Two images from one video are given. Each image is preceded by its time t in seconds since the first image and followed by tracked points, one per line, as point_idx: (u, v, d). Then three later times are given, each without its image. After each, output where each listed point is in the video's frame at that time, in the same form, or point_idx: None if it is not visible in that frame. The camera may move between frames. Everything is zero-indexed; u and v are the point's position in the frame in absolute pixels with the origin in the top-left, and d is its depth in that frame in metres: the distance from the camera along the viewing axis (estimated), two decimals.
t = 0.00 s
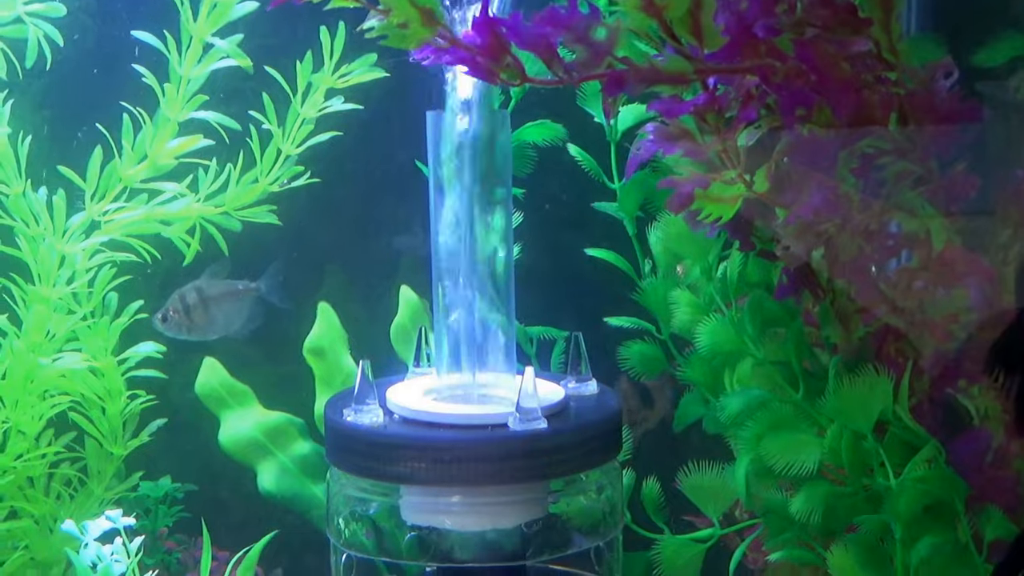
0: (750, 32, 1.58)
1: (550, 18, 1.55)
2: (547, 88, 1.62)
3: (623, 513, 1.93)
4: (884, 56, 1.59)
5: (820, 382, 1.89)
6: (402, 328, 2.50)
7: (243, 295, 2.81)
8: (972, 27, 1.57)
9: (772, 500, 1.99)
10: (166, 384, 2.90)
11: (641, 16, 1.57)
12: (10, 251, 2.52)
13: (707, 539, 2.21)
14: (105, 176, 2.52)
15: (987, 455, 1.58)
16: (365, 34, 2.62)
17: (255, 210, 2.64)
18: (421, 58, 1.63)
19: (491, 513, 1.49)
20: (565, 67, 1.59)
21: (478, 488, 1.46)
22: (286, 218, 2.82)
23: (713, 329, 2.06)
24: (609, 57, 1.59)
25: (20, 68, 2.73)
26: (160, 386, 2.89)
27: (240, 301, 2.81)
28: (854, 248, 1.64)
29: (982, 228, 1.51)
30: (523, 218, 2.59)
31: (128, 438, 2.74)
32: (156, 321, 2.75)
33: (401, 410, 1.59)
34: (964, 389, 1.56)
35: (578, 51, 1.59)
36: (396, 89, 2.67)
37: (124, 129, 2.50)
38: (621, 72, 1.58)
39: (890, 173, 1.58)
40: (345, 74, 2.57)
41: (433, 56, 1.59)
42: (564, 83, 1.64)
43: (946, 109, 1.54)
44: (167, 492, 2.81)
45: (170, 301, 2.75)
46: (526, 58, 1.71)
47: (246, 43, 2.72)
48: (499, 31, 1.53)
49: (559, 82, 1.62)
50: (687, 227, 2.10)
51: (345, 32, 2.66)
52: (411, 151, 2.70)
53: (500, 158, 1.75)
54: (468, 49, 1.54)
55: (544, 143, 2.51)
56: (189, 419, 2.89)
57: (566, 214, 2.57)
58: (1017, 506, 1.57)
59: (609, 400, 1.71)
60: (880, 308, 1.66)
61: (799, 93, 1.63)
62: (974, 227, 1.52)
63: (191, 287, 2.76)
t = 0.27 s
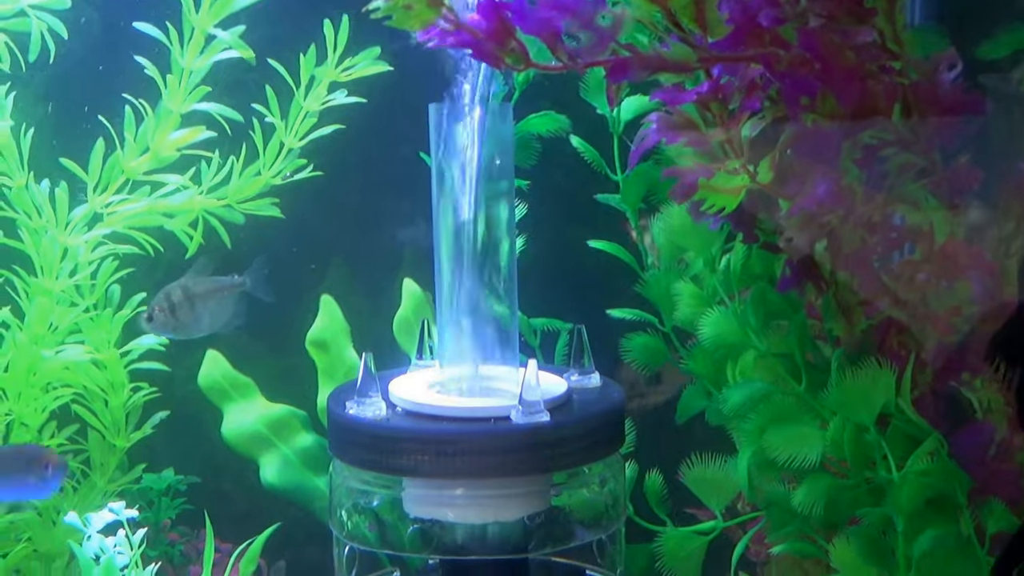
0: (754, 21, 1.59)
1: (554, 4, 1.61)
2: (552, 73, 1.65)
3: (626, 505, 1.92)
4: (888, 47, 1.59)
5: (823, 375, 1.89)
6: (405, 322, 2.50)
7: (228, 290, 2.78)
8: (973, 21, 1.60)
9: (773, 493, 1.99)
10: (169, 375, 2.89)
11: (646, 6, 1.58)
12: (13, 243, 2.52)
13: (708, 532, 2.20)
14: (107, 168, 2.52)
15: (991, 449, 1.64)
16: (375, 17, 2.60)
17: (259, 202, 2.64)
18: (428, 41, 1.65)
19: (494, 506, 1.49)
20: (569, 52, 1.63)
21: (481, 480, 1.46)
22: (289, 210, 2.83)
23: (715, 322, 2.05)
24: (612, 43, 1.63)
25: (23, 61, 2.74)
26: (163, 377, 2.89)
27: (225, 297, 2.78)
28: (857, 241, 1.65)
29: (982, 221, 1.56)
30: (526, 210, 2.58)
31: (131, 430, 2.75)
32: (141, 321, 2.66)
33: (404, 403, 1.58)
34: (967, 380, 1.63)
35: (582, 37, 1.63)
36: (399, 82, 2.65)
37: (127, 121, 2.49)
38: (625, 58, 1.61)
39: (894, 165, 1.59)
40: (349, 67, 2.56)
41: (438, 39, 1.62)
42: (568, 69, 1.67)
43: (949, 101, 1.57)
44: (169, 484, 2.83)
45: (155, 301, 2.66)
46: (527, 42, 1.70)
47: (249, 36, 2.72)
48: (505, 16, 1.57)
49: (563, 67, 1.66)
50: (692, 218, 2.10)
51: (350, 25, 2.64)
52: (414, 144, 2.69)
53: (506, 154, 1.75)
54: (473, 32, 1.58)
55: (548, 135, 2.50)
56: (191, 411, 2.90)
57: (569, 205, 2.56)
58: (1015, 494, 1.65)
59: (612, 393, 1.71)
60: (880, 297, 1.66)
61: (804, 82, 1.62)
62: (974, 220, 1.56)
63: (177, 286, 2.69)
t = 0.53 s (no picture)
0: None
1: None
2: (555, 47, 1.65)
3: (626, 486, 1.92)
4: (892, 26, 1.55)
5: (825, 356, 1.89)
6: (404, 302, 2.48)
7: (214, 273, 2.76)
8: None
9: (773, 474, 1.98)
10: (168, 356, 2.87)
11: None
12: (11, 224, 2.51)
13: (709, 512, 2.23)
14: (105, 147, 2.50)
15: (991, 429, 1.61)
16: None
17: (257, 183, 2.63)
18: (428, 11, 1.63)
19: (493, 487, 1.48)
20: (571, 27, 1.62)
21: (481, 461, 1.45)
22: (287, 191, 2.79)
23: (715, 302, 2.04)
24: (615, 19, 1.60)
25: (21, 40, 2.72)
26: (161, 358, 2.87)
27: (210, 280, 2.76)
28: (859, 221, 1.66)
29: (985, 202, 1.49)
30: (527, 190, 2.56)
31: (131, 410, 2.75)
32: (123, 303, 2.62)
33: (403, 383, 1.57)
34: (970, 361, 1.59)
35: (584, 12, 1.60)
36: (399, 62, 2.63)
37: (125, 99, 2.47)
38: (626, 33, 1.60)
39: (897, 147, 1.59)
40: (349, 48, 2.54)
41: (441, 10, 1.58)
42: (570, 43, 1.67)
43: (955, 82, 1.53)
44: (168, 464, 2.80)
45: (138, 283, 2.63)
46: (530, 15, 1.79)
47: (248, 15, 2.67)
48: None
49: (566, 41, 1.65)
50: (692, 199, 2.07)
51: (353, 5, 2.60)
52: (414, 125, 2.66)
53: (505, 133, 1.73)
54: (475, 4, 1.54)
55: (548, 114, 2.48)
56: (191, 392, 2.86)
57: (570, 185, 2.52)
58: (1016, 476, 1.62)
59: (612, 373, 1.70)
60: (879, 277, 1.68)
61: (807, 62, 1.60)
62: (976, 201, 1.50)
63: (161, 269, 2.66)
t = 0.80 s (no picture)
0: None
1: None
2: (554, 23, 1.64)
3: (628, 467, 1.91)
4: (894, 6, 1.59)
5: (825, 337, 1.88)
6: (404, 283, 2.47)
7: (201, 254, 2.70)
8: None
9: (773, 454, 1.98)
10: (166, 337, 2.85)
11: None
12: (10, 204, 2.49)
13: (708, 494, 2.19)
14: (103, 128, 2.48)
15: (991, 410, 1.61)
16: None
17: (256, 163, 2.59)
18: None
19: (493, 467, 1.48)
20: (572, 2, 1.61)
21: (481, 442, 1.44)
22: (285, 172, 2.76)
23: (715, 283, 2.02)
24: None
25: (18, 20, 2.70)
26: (159, 338, 2.84)
27: (198, 260, 2.69)
28: (860, 202, 1.64)
29: (988, 181, 1.53)
30: (524, 170, 2.52)
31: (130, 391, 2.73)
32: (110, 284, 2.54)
33: (403, 364, 1.56)
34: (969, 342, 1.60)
35: None
36: (397, 42, 2.60)
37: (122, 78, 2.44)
38: (625, 11, 1.58)
39: (897, 125, 1.58)
40: (347, 28, 2.52)
41: None
42: (569, 19, 1.65)
43: (955, 60, 1.55)
44: (168, 445, 2.77)
45: (125, 263, 2.56)
46: None
47: None
48: None
49: (565, 17, 1.64)
50: (692, 179, 2.06)
51: None
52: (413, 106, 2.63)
53: (505, 113, 1.72)
54: None
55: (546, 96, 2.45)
56: (190, 373, 2.85)
57: (569, 166, 2.50)
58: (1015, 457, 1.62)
59: (612, 354, 1.69)
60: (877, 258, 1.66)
61: (806, 40, 1.63)
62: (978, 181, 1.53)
63: (148, 250, 2.58)
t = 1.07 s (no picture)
0: None
1: None
2: None
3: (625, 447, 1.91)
4: None
5: (826, 317, 1.88)
6: (404, 262, 2.44)
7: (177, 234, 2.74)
8: None
9: (773, 434, 1.97)
10: (165, 316, 2.83)
11: None
12: (8, 183, 2.48)
13: (708, 473, 2.19)
14: (103, 107, 2.46)
15: (991, 389, 1.69)
16: None
17: (254, 142, 2.58)
18: None
19: (492, 447, 1.47)
20: None
21: (480, 422, 1.44)
22: (284, 152, 2.74)
23: (716, 262, 1.98)
24: None
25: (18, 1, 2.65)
26: (157, 318, 2.84)
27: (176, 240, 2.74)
28: (861, 180, 1.73)
29: (988, 161, 1.64)
30: (522, 149, 2.49)
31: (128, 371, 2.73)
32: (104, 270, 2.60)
33: (402, 344, 1.55)
34: (970, 321, 1.70)
35: None
36: (395, 19, 2.59)
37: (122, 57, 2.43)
38: None
39: (900, 104, 1.67)
40: (343, 4, 2.51)
41: None
42: None
43: (958, 38, 1.61)
44: (166, 425, 2.73)
45: (113, 249, 2.62)
46: None
47: None
48: None
49: None
50: (693, 158, 2.05)
51: None
52: (412, 84, 2.60)
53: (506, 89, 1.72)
54: None
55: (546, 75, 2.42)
56: (190, 353, 2.83)
57: (569, 145, 2.48)
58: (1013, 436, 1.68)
59: (612, 334, 1.68)
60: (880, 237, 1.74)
61: (810, 17, 1.67)
62: (978, 159, 1.64)
63: (129, 231, 2.65)
